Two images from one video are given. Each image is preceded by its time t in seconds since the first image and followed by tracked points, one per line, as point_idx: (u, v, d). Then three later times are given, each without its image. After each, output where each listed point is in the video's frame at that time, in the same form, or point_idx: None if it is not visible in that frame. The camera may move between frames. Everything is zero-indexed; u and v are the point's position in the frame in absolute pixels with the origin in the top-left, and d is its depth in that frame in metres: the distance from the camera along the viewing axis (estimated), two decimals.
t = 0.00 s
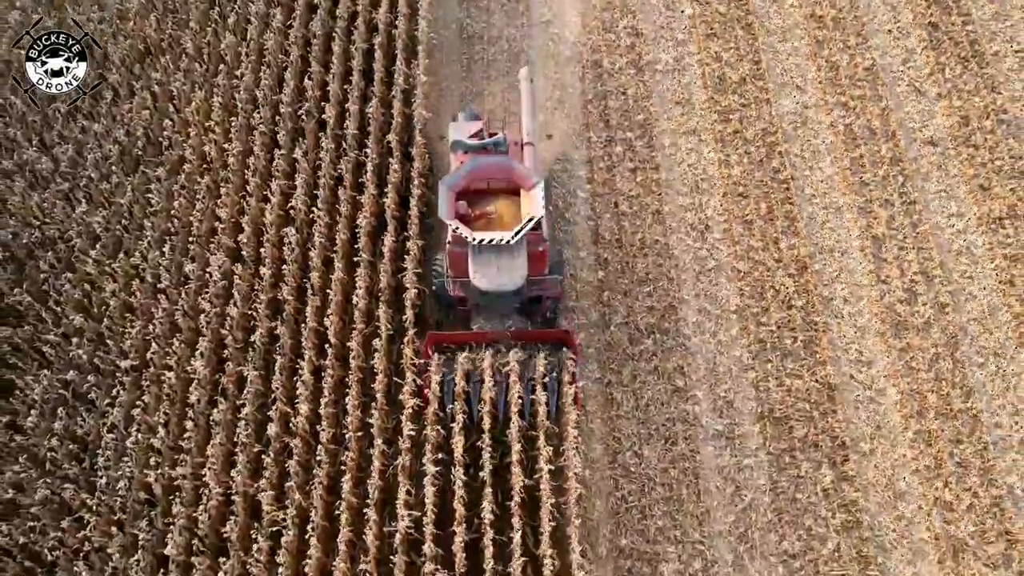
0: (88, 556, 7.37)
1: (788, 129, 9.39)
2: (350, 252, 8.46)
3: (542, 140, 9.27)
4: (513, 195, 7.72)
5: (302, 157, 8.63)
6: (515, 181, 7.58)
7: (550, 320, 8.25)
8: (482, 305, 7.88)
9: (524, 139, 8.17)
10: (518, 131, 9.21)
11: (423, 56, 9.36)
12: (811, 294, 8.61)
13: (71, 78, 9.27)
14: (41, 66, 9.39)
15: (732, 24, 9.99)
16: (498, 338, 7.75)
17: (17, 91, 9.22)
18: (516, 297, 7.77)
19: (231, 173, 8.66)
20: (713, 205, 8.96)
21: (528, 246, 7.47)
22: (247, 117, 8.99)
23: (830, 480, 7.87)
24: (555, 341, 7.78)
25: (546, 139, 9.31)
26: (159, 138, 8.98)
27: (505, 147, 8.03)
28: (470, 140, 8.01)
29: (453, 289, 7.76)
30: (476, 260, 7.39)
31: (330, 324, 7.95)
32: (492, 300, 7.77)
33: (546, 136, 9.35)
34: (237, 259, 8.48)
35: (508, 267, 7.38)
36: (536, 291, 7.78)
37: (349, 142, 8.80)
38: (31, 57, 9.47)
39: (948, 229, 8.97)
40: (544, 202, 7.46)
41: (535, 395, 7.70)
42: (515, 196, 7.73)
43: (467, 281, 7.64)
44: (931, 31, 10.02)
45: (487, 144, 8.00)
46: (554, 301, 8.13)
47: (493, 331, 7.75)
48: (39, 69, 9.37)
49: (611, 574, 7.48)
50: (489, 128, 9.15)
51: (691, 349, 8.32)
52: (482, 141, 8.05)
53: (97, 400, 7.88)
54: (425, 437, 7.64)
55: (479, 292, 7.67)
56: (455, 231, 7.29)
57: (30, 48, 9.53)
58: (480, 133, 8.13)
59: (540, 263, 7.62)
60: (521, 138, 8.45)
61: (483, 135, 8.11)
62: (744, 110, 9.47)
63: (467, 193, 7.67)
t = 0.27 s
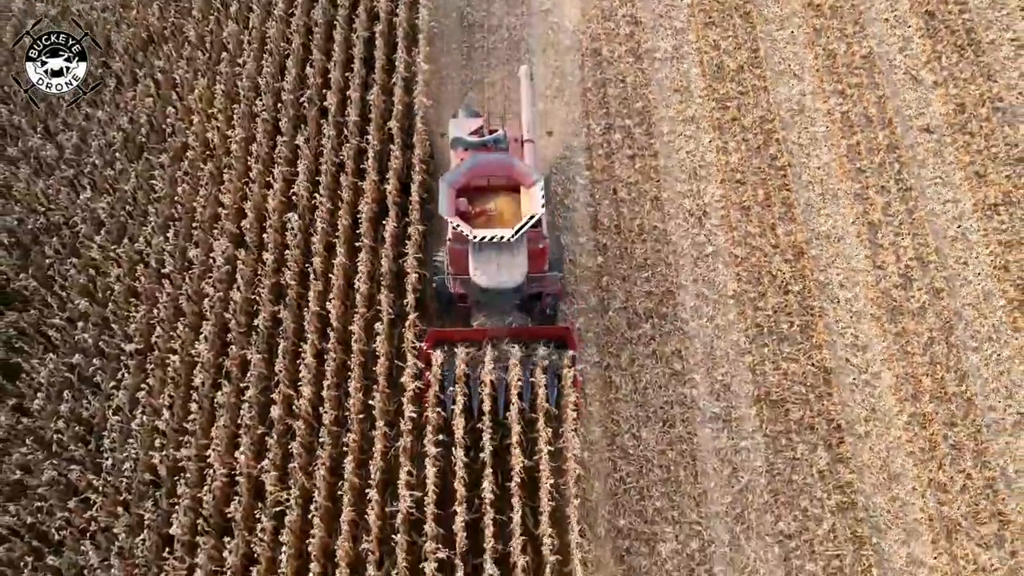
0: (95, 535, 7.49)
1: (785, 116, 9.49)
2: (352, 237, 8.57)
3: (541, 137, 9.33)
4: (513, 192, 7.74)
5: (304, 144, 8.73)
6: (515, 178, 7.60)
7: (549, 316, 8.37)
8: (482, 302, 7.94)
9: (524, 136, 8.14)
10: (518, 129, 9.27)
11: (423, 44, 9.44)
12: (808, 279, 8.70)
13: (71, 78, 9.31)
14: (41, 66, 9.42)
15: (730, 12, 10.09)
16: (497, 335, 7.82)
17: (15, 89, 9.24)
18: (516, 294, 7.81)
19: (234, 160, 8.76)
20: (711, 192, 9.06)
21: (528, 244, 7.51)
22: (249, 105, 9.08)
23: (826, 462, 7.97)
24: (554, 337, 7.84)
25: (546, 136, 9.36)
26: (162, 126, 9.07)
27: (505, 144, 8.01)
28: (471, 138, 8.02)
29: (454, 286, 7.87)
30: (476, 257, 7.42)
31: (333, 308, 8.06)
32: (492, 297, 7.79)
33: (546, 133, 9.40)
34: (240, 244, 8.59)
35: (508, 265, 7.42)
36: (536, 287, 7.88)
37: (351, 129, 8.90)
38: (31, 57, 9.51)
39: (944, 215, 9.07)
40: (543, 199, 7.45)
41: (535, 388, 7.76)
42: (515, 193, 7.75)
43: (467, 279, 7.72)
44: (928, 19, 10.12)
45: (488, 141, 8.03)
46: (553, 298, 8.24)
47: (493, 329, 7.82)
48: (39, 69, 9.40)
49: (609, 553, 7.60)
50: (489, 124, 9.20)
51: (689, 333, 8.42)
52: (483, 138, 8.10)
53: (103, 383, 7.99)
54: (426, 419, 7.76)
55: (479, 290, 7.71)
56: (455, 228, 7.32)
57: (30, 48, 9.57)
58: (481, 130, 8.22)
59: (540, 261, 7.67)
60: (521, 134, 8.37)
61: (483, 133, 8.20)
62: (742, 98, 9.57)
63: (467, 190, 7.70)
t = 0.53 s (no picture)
0: (101, 515, 7.60)
1: (783, 104, 9.58)
2: (354, 222, 8.66)
3: (541, 133, 9.36)
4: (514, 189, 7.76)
5: (305, 131, 8.82)
6: (515, 175, 7.61)
7: (549, 311, 8.39)
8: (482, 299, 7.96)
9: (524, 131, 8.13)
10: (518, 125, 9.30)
11: (424, 32, 9.54)
12: (804, 265, 8.80)
13: (71, 78, 9.35)
14: (41, 66, 9.46)
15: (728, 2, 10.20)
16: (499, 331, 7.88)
17: (17, 91, 9.29)
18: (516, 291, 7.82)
19: (236, 146, 8.85)
20: (709, 178, 9.15)
21: (528, 240, 7.55)
22: (252, 92, 9.18)
23: (822, 445, 8.08)
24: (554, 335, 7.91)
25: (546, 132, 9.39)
26: (165, 113, 9.16)
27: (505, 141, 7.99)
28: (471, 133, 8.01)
29: (454, 283, 7.89)
30: (476, 253, 7.47)
31: (334, 292, 8.17)
32: (492, 293, 7.80)
33: (546, 128, 9.43)
34: (243, 230, 8.68)
35: (508, 262, 7.47)
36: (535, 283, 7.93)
37: (352, 116, 9.00)
38: (31, 57, 9.55)
39: (939, 201, 9.16)
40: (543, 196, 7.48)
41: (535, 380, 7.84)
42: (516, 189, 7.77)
43: (467, 275, 7.78)
44: (924, 8, 10.24)
45: (488, 137, 7.96)
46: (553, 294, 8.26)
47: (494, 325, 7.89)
48: (39, 69, 9.44)
49: (607, 533, 7.71)
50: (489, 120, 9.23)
51: (687, 317, 8.52)
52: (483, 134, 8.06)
53: (108, 366, 8.09)
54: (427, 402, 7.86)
55: (479, 286, 7.73)
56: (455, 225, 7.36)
57: (30, 48, 9.60)
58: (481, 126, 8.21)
59: (540, 257, 7.73)
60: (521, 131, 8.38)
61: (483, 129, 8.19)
62: (740, 85, 9.66)
63: (467, 186, 7.72)
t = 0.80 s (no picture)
0: (106, 497, 7.71)
1: (781, 92, 9.67)
2: (355, 208, 8.76)
3: (542, 131, 9.39)
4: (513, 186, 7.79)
5: (307, 118, 8.92)
6: (516, 172, 7.64)
7: (550, 309, 8.42)
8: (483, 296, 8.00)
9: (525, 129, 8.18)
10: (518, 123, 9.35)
11: (423, 21, 9.65)
12: (801, 251, 8.89)
13: (71, 78, 9.39)
14: (41, 66, 9.51)
15: None
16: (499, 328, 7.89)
17: (17, 91, 9.32)
18: (517, 288, 7.85)
19: (239, 134, 8.94)
20: (708, 165, 9.23)
21: (528, 238, 7.58)
22: (254, 80, 9.27)
23: (818, 428, 8.18)
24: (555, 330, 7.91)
25: (546, 130, 9.42)
26: (168, 101, 9.25)
27: (506, 138, 8.03)
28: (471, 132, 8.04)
29: (454, 281, 8.00)
30: (477, 251, 7.50)
31: (336, 277, 8.27)
32: (493, 291, 7.84)
33: (546, 126, 9.46)
34: (245, 216, 8.78)
35: (509, 259, 7.49)
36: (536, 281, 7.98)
37: (353, 104, 9.10)
38: (31, 56, 9.59)
39: (935, 188, 9.25)
40: (543, 193, 7.52)
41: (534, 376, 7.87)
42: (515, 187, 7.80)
43: (468, 272, 7.85)
44: None
45: (488, 135, 8.01)
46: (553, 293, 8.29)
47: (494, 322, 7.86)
48: (39, 69, 9.50)
49: (606, 514, 7.82)
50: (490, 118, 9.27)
51: (685, 302, 8.62)
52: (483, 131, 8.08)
53: (112, 350, 8.19)
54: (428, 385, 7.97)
55: (480, 283, 7.79)
56: (455, 223, 7.39)
57: (30, 47, 9.65)
58: (481, 125, 8.24)
59: (540, 254, 7.78)
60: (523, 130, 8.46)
61: (484, 127, 8.22)
62: (738, 73, 9.74)
63: (467, 184, 7.74)
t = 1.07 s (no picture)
0: (111, 481, 7.81)
1: (779, 82, 9.73)
2: (357, 197, 8.84)
3: (544, 130, 9.42)
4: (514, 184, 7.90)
5: (309, 107, 9.01)
6: (516, 170, 7.75)
7: (550, 307, 8.45)
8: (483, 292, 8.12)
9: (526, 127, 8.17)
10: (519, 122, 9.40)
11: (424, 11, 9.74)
12: (799, 239, 8.97)
13: (71, 78, 9.39)
14: (40, 65, 9.49)
15: None
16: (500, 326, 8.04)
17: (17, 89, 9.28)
18: (517, 285, 7.97)
19: (241, 123, 9.01)
20: (707, 155, 9.30)
21: (528, 236, 7.65)
22: (256, 69, 9.34)
23: (815, 414, 8.27)
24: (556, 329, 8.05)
25: (546, 128, 9.46)
26: (171, 90, 9.32)
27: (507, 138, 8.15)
28: (472, 129, 8.12)
29: (455, 278, 8.02)
30: (477, 248, 7.61)
31: (338, 264, 8.36)
32: (493, 287, 7.96)
33: (547, 125, 9.50)
34: (248, 204, 8.85)
35: (509, 257, 7.60)
36: (536, 279, 8.04)
37: (354, 93, 9.19)
38: (30, 55, 9.54)
39: (933, 178, 9.32)
40: (543, 192, 7.65)
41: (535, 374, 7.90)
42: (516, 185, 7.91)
43: (468, 270, 7.88)
44: None
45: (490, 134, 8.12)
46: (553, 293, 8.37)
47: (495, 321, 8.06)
48: (39, 69, 9.47)
49: (605, 498, 7.92)
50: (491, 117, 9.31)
51: (683, 290, 8.70)
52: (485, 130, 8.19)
53: (117, 336, 8.28)
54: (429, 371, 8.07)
55: (479, 281, 7.92)
56: (456, 220, 7.51)
57: (28, 47, 9.58)
58: (482, 122, 8.21)
59: (540, 252, 7.81)
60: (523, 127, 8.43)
61: (485, 125, 8.20)
62: (737, 63, 9.80)
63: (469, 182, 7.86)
